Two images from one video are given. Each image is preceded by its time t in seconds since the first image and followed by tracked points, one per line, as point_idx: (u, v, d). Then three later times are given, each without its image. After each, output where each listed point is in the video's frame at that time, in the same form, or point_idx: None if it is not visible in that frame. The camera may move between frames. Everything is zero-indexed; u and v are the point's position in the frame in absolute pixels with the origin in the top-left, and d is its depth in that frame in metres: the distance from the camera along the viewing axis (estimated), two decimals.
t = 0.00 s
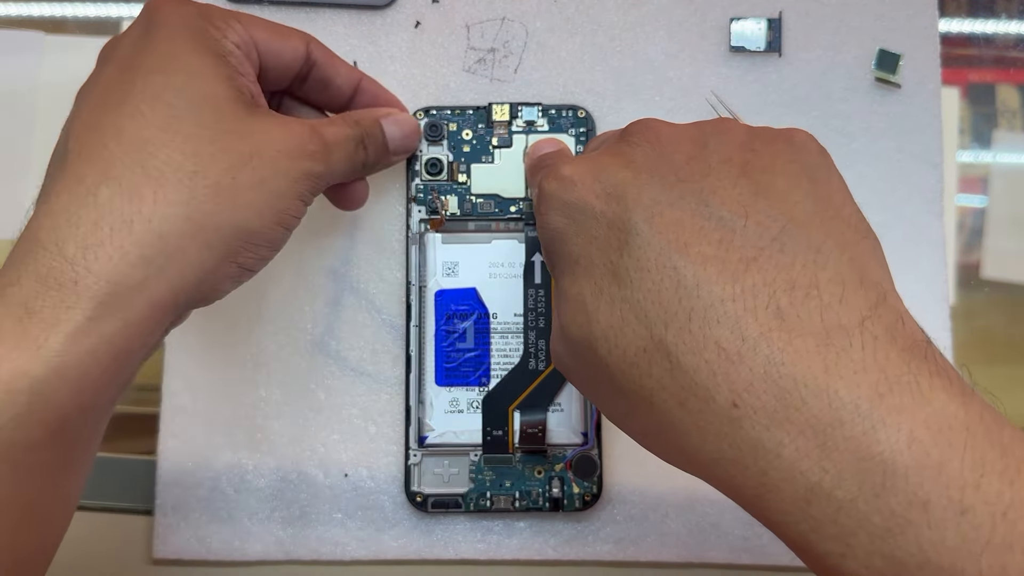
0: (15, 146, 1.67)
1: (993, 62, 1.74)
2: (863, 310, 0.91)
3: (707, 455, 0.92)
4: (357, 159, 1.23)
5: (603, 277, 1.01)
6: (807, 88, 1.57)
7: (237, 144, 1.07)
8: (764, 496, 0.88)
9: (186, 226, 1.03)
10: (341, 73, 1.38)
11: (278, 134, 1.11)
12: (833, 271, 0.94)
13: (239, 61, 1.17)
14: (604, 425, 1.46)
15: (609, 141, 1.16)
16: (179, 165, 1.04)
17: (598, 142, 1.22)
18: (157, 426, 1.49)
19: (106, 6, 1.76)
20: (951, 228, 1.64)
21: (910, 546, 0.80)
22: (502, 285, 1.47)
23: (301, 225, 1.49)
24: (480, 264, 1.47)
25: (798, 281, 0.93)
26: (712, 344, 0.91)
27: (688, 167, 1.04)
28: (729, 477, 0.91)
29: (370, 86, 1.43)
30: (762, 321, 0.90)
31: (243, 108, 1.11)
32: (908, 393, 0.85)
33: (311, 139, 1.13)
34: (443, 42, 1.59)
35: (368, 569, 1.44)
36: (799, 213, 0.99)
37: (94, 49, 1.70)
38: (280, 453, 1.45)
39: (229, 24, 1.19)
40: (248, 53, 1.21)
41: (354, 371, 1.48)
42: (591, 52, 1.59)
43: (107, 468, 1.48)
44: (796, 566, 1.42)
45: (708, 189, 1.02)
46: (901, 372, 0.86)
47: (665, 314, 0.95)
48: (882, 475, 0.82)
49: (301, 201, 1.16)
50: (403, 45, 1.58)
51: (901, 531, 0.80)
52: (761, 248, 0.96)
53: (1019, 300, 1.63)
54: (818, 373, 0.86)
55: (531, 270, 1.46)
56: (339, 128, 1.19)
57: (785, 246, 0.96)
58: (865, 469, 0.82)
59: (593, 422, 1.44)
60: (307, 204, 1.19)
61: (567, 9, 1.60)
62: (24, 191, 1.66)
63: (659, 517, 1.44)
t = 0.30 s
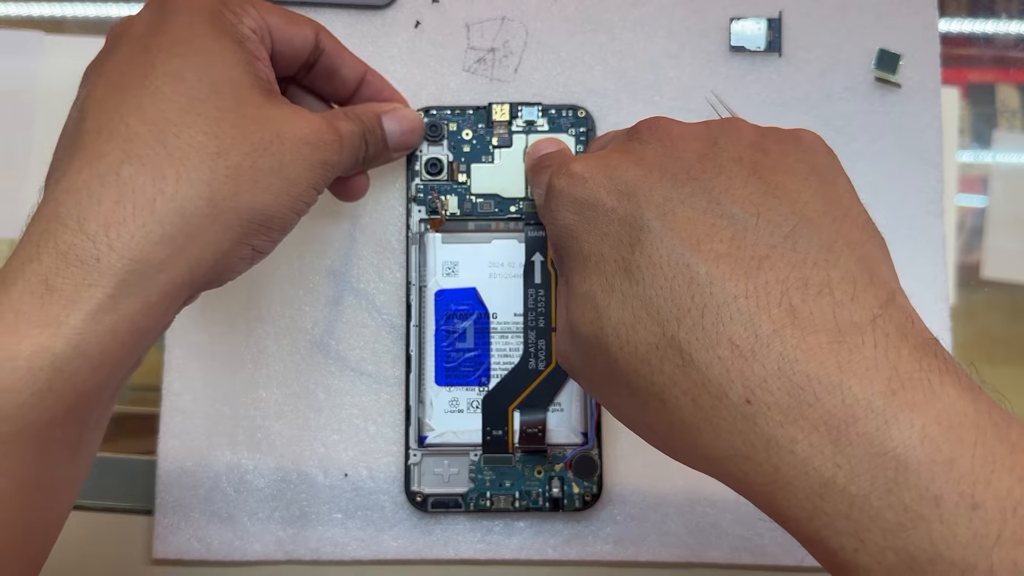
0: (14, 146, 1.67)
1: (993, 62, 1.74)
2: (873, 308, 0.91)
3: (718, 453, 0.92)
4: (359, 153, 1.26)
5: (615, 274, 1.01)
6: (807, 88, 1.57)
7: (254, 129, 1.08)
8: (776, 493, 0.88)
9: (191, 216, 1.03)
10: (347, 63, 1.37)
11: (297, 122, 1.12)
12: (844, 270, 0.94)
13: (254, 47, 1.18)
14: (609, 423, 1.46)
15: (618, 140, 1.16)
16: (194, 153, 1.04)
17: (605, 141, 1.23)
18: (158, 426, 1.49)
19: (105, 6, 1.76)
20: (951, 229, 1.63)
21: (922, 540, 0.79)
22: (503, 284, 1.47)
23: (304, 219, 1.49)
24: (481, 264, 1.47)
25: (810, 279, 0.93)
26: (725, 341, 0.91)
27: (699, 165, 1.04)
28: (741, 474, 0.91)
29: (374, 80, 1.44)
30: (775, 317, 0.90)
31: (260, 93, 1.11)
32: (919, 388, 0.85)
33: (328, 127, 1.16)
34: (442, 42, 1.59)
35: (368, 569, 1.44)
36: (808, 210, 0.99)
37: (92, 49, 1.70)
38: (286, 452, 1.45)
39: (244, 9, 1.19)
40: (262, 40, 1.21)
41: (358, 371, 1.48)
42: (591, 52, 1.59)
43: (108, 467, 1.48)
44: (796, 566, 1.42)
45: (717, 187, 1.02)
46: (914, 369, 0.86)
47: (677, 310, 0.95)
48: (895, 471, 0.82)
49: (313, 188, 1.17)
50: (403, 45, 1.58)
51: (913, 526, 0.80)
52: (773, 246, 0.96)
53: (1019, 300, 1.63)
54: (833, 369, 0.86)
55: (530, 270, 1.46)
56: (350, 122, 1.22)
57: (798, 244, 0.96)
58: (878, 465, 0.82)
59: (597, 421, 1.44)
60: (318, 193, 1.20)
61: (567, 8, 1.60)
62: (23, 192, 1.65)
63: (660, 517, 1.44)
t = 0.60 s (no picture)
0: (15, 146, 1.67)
1: (993, 62, 1.74)
2: (866, 306, 0.91)
3: (713, 451, 0.92)
4: (361, 155, 1.24)
5: (608, 272, 1.01)
6: (807, 88, 1.57)
7: (266, 136, 1.07)
8: (771, 492, 0.87)
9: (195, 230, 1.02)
10: (351, 62, 1.36)
11: (311, 127, 1.12)
12: (837, 268, 0.94)
13: (264, 47, 1.16)
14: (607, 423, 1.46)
15: (612, 139, 1.16)
16: (205, 163, 1.03)
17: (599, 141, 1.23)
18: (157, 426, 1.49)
19: (106, 6, 1.76)
20: (951, 229, 1.63)
21: (918, 538, 0.79)
22: (502, 284, 1.47)
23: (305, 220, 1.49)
24: (480, 263, 1.47)
25: (803, 277, 0.93)
26: (718, 340, 0.91)
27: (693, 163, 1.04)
28: (736, 472, 0.91)
29: (377, 79, 1.43)
30: (768, 314, 0.90)
31: (274, 94, 1.10)
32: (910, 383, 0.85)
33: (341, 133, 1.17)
34: (442, 42, 1.59)
35: (368, 569, 1.44)
36: (803, 208, 0.99)
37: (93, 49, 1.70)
38: (282, 452, 1.45)
39: (253, 9, 1.17)
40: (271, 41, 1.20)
41: (355, 371, 1.48)
42: (591, 52, 1.59)
43: (108, 467, 1.48)
44: (796, 566, 1.42)
45: (710, 185, 1.02)
46: (907, 366, 0.86)
47: (670, 309, 0.95)
48: (890, 468, 0.82)
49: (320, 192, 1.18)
50: (403, 45, 1.58)
51: (909, 524, 0.80)
52: (766, 244, 0.96)
53: (1019, 300, 1.63)
54: (825, 366, 0.86)
55: (531, 270, 1.46)
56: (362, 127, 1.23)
57: (791, 242, 0.96)
58: (870, 463, 0.82)
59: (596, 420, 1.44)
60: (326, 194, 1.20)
61: (567, 8, 1.60)
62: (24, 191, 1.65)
63: (660, 517, 1.44)
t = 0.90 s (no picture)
0: (15, 146, 1.66)
1: (993, 62, 1.74)
2: (868, 307, 0.91)
3: (714, 449, 0.92)
4: (344, 223, 1.26)
5: (610, 271, 1.01)
6: (807, 88, 1.57)
7: (220, 222, 1.07)
8: (771, 490, 0.88)
9: (175, 279, 1.04)
10: (330, 132, 1.37)
11: (265, 212, 1.10)
12: (838, 267, 0.94)
13: (229, 127, 1.16)
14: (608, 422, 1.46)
15: (614, 137, 1.17)
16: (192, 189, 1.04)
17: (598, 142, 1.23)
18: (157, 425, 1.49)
19: (106, 6, 1.72)
20: (950, 228, 1.63)
21: (917, 536, 0.79)
22: (503, 284, 1.47)
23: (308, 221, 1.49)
24: (481, 263, 1.47)
25: (804, 276, 0.93)
26: (720, 338, 0.91)
27: (694, 163, 1.04)
28: (735, 470, 0.91)
29: (359, 146, 1.43)
30: (769, 313, 0.90)
31: (229, 182, 1.10)
32: (912, 383, 0.85)
33: (299, 212, 1.14)
34: (442, 42, 1.59)
35: (369, 568, 1.44)
36: (805, 208, 0.99)
37: (93, 48, 1.69)
38: (282, 451, 1.45)
39: (219, 88, 1.18)
40: (238, 117, 1.21)
41: (355, 370, 1.48)
42: (591, 52, 1.59)
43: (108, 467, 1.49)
44: (795, 565, 1.42)
45: (711, 185, 1.02)
46: (908, 365, 0.86)
47: (670, 309, 0.95)
48: (890, 467, 0.82)
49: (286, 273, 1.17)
50: (403, 45, 1.58)
51: (909, 523, 0.80)
52: (768, 242, 0.96)
53: (1019, 300, 1.63)
54: (827, 364, 0.86)
55: (531, 269, 1.46)
56: (326, 201, 1.21)
57: (792, 242, 0.96)
58: (871, 461, 0.82)
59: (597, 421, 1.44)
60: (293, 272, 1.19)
61: (567, 8, 1.60)
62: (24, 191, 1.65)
63: (659, 517, 1.44)
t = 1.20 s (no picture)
0: (16, 146, 1.66)
1: (993, 62, 1.73)
2: (871, 306, 0.91)
3: (717, 449, 0.92)
4: (359, 194, 1.26)
5: (614, 271, 1.01)
6: (808, 88, 1.57)
7: (243, 166, 1.07)
8: (773, 489, 0.88)
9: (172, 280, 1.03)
10: (348, 107, 1.40)
11: (291, 161, 1.11)
12: (842, 268, 0.94)
13: (252, 82, 1.19)
14: (608, 423, 1.46)
15: (616, 138, 1.17)
16: (189, 188, 1.04)
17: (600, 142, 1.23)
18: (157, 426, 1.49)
19: (104, 5, 1.74)
20: (951, 228, 1.63)
21: (921, 535, 0.79)
22: (503, 284, 1.47)
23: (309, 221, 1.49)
24: (480, 263, 1.47)
25: (808, 276, 0.93)
26: (724, 337, 0.91)
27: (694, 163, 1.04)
28: (739, 470, 0.90)
29: (375, 127, 1.45)
30: (773, 312, 0.91)
31: (253, 129, 1.11)
32: (918, 384, 0.85)
33: (324, 166, 1.15)
34: (442, 42, 1.59)
35: (369, 568, 1.44)
36: (809, 208, 0.99)
37: (93, 48, 1.69)
38: (282, 452, 1.45)
39: (245, 46, 1.20)
40: (262, 75, 1.23)
41: (356, 371, 1.48)
42: (591, 52, 1.58)
43: (107, 467, 1.49)
44: (795, 565, 1.42)
45: (716, 185, 1.02)
46: (913, 365, 0.86)
47: (674, 308, 0.95)
48: (895, 467, 0.82)
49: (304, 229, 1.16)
50: (403, 45, 1.58)
51: (913, 522, 0.80)
52: (772, 242, 0.96)
53: (1019, 300, 1.63)
54: (833, 365, 0.86)
55: (531, 270, 1.46)
56: (349, 164, 1.22)
57: (796, 241, 0.96)
58: (876, 461, 0.82)
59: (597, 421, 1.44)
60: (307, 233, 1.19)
61: (567, 8, 1.60)
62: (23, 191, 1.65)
63: (660, 517, 1.44)
